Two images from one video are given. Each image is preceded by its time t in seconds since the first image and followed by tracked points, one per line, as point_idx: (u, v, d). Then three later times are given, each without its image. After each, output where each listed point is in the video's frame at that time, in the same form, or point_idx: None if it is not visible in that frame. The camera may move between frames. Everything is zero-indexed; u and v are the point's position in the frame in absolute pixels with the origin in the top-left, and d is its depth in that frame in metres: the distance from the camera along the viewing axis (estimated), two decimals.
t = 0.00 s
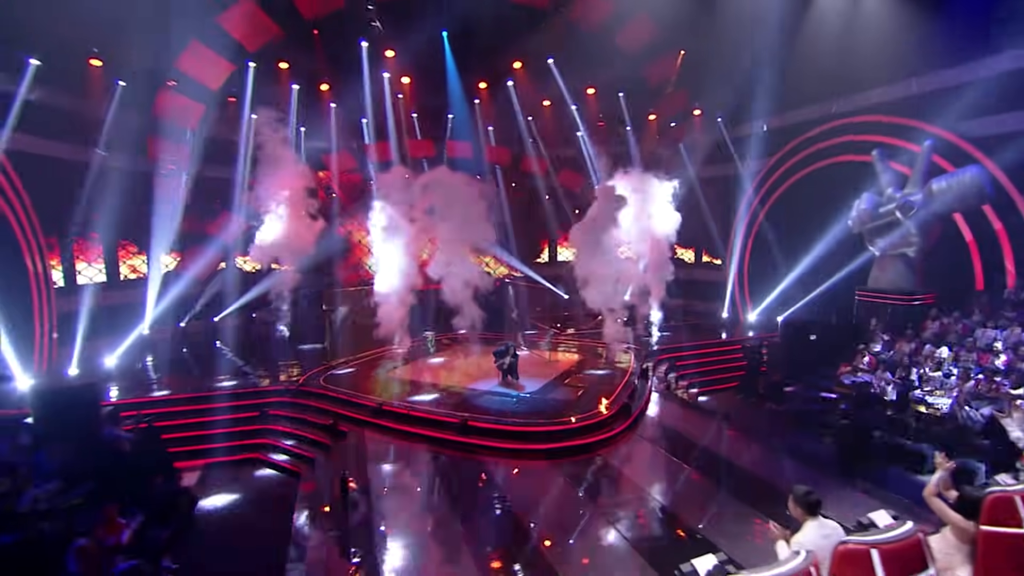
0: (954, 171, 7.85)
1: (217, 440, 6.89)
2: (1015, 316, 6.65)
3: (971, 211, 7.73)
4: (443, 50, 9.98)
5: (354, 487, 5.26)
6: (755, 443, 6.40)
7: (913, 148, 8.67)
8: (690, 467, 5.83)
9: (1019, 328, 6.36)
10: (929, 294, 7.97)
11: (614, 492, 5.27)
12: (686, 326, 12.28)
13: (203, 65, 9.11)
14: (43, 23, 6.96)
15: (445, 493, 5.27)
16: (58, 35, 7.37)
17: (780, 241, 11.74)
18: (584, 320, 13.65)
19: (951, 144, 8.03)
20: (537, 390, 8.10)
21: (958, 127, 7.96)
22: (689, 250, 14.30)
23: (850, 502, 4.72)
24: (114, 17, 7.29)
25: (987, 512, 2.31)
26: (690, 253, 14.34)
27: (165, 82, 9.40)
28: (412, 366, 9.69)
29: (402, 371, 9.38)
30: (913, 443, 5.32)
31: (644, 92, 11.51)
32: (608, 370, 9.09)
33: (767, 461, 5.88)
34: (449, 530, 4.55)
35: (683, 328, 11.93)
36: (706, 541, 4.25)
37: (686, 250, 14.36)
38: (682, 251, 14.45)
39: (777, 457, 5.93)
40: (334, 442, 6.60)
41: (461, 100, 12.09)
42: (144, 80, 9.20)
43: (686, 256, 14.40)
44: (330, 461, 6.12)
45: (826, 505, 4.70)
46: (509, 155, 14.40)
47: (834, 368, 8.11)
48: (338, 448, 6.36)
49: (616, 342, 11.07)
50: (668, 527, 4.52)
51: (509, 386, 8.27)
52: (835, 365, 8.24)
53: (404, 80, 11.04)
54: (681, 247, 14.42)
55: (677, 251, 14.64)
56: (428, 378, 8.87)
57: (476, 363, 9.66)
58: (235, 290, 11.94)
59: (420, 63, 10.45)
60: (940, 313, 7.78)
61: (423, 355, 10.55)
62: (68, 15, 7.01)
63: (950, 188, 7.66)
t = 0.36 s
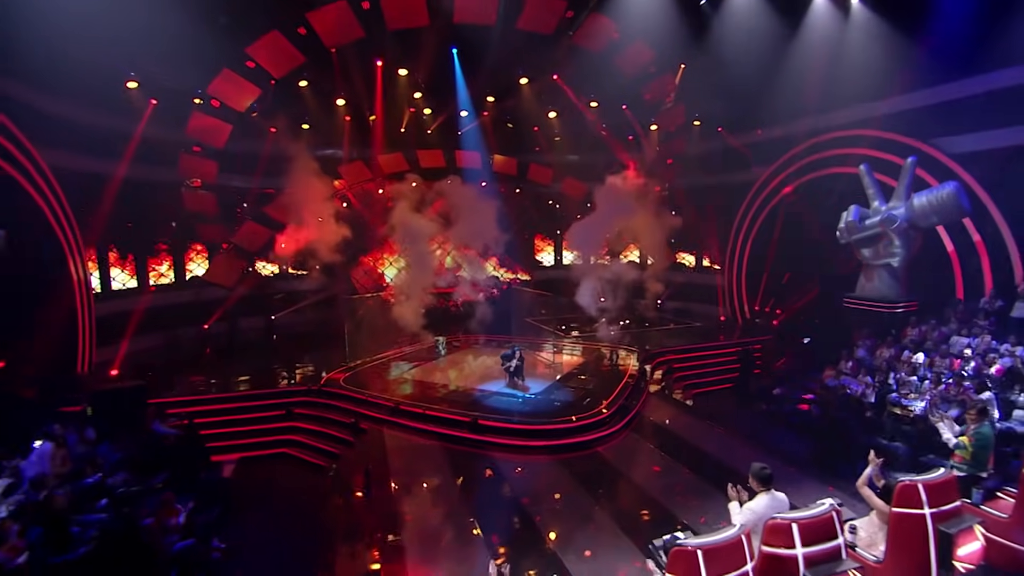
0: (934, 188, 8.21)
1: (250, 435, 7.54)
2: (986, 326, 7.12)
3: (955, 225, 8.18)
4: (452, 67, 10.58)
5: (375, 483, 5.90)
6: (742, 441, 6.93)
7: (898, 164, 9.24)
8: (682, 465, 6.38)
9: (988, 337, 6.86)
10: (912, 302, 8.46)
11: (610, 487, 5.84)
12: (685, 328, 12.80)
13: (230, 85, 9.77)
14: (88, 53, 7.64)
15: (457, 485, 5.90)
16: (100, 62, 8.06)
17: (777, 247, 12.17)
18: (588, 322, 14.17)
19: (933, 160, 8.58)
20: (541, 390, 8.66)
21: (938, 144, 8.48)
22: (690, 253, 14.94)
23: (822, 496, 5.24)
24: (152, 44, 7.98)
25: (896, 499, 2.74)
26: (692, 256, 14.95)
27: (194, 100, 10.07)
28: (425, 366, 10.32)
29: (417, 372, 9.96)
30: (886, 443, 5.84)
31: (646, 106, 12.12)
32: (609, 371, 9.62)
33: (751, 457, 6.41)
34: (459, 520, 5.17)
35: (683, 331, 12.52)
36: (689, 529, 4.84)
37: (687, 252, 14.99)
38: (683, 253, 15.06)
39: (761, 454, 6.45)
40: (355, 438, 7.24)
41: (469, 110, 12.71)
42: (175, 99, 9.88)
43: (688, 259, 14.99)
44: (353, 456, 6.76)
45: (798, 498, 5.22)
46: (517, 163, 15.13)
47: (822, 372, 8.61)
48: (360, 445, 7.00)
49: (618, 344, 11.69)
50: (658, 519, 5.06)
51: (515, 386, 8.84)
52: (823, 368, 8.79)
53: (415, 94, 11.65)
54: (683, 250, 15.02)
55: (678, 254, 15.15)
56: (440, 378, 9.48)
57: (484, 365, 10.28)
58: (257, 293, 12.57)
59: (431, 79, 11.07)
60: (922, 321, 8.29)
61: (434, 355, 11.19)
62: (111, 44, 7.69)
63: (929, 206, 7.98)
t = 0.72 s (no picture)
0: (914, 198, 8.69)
1: (275, 430, 8.10)
2: (959, 328, 7.64)
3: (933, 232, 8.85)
4: (459, 78, 11.06)
5: (396, 471, 6.48)
6: (729, 436, 7.49)
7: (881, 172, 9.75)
8: (673, 459, 6.95)
9: (959, 338, 7.38)
10: (893, 304, 9.06)
11: (610, 476, 6.43)
12: (683, 327, 13.34)
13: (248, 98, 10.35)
14: (119, 70, 8.22)
15: (469, 475, 6.49)
16: (130, 78, 8.64)
17: (770, 250, 12.64)
18: (589, 321, 14.67)
19: (915, 169, 9.09)
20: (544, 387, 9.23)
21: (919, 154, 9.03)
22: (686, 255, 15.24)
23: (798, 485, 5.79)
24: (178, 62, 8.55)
25: (844, 483, 3.31)
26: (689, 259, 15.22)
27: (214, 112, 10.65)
28: (435, 365, 10.89)
29: (427, 370, 10.53)
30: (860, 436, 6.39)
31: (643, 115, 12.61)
32: (610, 369, 10.16)
33: (738, 450, 6.98)
34: (472, 506, 5.74)
35: (680, 330, 13.05)
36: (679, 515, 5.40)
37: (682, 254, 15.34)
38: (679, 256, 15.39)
39: (746, 447, 7.02)
40: (373, 433, 7.83)
41: (474, 118, 13.35)
42: (196, 111, 10.45)
43: (684, 259, 15.23)
44: (372, 450, 7.32)
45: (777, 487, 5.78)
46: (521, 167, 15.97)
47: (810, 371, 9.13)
48: (378, 440, 7.57)
49: (618, 343, 12.24)
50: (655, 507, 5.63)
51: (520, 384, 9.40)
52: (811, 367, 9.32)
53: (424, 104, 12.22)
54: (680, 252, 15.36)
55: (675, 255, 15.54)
56: (449, 375, 10.07)
57: (491, 364, 10.85)
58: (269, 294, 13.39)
59: (439, 90, 11.64)
60: (902, 322, 8.92)
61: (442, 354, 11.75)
62: (140, 62, 8.27)
63: (907, 215, 8.46)
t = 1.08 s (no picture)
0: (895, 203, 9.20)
1: (292, 424, 8.60)
2: (933, 328, 8.18)
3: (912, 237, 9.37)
4: (463, 86, 11.47)
5: (411, 460, 6.99)
6: (719, 428, 8.05)
7: (866, 178, 10.26)
8: (666, 449, 7.50)
9: (933, 338, 7.92)
10: (874, 304, 9.60)
11: (608, 466, 6.95)
12: (677, 324, 13.87)
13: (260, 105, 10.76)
14: (138, 79, 8.62)
15: (478, 464, 7.01)
16: (149, 87, 9.04)
17: (761, 250, 13.17)
18: (587, 317, 15.20)
19: (897, 177, 9.61)
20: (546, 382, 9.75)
21: (902, 162, 9.54)
22: (682, 252, 15.72)
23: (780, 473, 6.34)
24: (195, 71, 8.96)
25: (812, 469, 3.84)
26: (685, 257, 15.68)
27: (227, 118, 11.06)
28: (441, 361, 11.39)
29: (433, 365, 11.04)
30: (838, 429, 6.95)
31: (640, 122, 13.04)
32: (607, 366, 10.68)
33: (727, 442, 7.56)
34: (483, 492, 6.27)
35: (674, 326, 13.58)
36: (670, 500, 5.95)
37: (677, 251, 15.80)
38: (674, 253, 15.92)
39: (734, 439, 7.60)
40: (386, 426, 8.35)
41: (477, 121, 13.83)
42: (210, 116, 10.85)
43: (680, 257, 15.75)
44: (386, 442, 7.84)
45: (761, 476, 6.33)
46: (521, 169, 16.42)
47: (796, 366, 9.68)
48: (391, 433, 8.06)
49: (615, 339, 12.76)
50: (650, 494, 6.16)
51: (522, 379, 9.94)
52: (797, 362, 9.88)
53: (428, 110, 12.66)
54: (676, 250, 15.82)
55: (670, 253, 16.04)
56: (455, 371, 10.58)
57: (494, 360, 11.37)
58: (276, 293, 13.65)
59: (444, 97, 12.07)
60: (883, 321, 9.45)
61: (447, 351, 12.22)
62: (159, 72, 8.67)
63: (888, 220, 8.97)
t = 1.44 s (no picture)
0: (872, 209, 9.76)
1: (302, 421, 9.01)
2: (904, 327, 8.78)
3: (888, 240, 9.96)
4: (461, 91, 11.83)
5: (420, 453, 7.43)
6: (706, 422, 8.61)
7: (845, 183, 10.79)
8: (657, 442, 8.01)
9: (904, 336, 8.52)
10: (852, 303, 10.27)
11: (604, 458, 7.46)
12: (666, 321, 14.44)
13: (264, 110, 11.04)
14: (148, 87, 8.89)
15: (483, 456, 7.48)
16: (157, 96, 9.31)
17: (748, 250, 13.73)
18: (580, 315, 15.72)
19: (875, 183, 10.14)
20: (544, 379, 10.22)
21: (878, 169, 10.08)
22: (671, 252, 16.28)
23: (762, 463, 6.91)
24: (203, 80, 9.24)
25: (787, 458, 4.33)
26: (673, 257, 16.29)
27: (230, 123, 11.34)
28: (443, 359, 11.83)
29: (435, 363, 11.50)
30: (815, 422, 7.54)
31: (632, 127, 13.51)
32: (602, 362, 11.21)
33: (713, 434, 8.13)
34: (489, 482, 6.74)
35: (664, 323, 14.16)
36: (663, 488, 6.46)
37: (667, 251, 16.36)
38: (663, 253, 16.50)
39: (719, 432, 8.18)
40: (392, 422, 8.79)
41: (473, 125, 14.23)
42: (214, 121, 11.11)
43: (669, 256, 16.33)
44: (394, 438, 8.29)
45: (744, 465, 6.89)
46: (517, 171, 16.73)
47: (779, 362, 10.25)
48: (398, 429, 8.48)
49: (607, 336, 13.32)
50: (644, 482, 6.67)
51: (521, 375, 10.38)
52: (781, 359, 10.44)
53: (427, 113, 13.01)
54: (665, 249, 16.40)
55: (661, 253, 16.54)
56: (456, 368, 11.03)
57: (493, 358, 11.81)
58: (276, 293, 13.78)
59: (441, 102, 12.45)
60: (859, 319, 10.14)
61: (447, 349, 12.67)
62: (169, 81, 8.94)
63: (865, 225, 9.52)
